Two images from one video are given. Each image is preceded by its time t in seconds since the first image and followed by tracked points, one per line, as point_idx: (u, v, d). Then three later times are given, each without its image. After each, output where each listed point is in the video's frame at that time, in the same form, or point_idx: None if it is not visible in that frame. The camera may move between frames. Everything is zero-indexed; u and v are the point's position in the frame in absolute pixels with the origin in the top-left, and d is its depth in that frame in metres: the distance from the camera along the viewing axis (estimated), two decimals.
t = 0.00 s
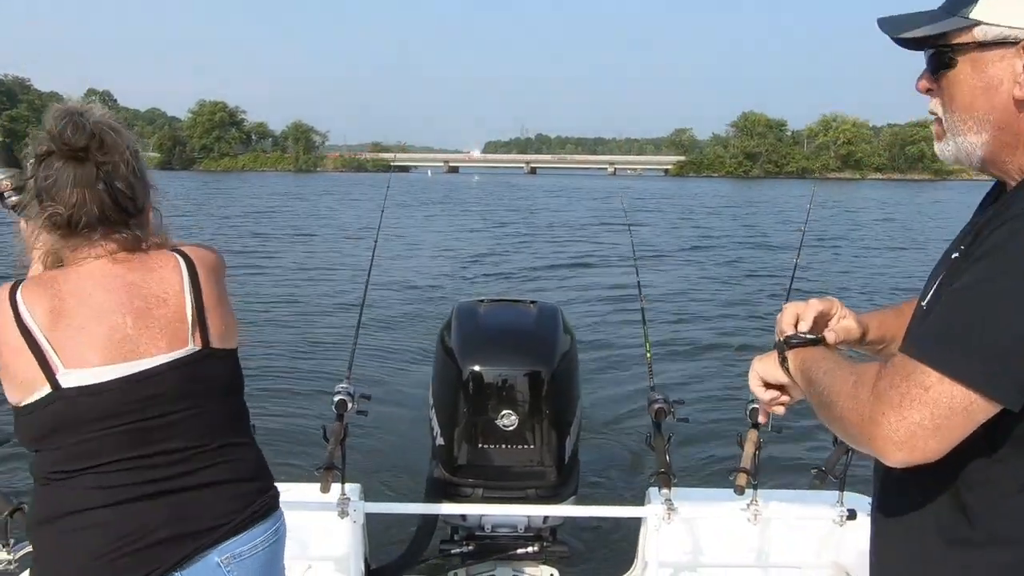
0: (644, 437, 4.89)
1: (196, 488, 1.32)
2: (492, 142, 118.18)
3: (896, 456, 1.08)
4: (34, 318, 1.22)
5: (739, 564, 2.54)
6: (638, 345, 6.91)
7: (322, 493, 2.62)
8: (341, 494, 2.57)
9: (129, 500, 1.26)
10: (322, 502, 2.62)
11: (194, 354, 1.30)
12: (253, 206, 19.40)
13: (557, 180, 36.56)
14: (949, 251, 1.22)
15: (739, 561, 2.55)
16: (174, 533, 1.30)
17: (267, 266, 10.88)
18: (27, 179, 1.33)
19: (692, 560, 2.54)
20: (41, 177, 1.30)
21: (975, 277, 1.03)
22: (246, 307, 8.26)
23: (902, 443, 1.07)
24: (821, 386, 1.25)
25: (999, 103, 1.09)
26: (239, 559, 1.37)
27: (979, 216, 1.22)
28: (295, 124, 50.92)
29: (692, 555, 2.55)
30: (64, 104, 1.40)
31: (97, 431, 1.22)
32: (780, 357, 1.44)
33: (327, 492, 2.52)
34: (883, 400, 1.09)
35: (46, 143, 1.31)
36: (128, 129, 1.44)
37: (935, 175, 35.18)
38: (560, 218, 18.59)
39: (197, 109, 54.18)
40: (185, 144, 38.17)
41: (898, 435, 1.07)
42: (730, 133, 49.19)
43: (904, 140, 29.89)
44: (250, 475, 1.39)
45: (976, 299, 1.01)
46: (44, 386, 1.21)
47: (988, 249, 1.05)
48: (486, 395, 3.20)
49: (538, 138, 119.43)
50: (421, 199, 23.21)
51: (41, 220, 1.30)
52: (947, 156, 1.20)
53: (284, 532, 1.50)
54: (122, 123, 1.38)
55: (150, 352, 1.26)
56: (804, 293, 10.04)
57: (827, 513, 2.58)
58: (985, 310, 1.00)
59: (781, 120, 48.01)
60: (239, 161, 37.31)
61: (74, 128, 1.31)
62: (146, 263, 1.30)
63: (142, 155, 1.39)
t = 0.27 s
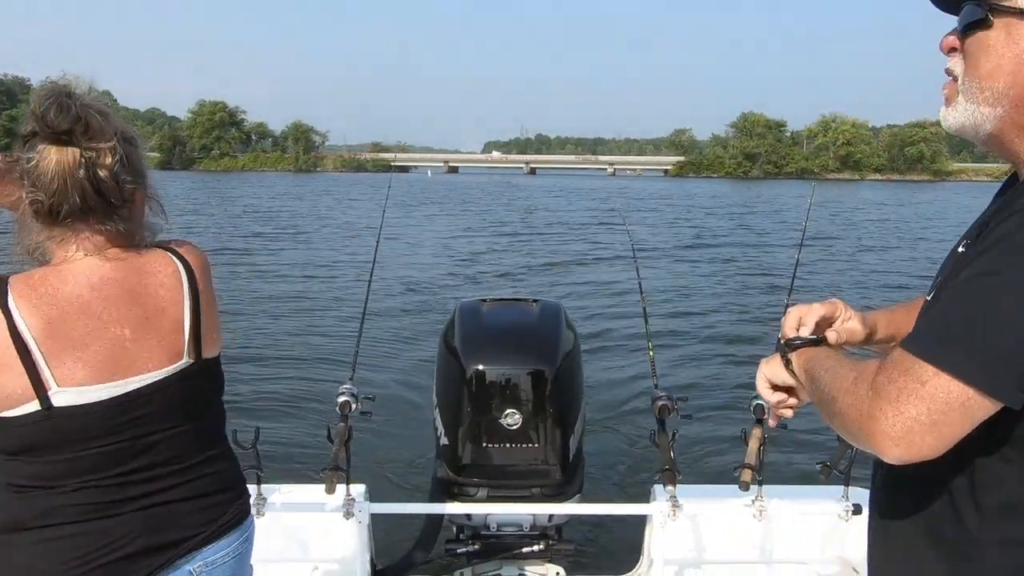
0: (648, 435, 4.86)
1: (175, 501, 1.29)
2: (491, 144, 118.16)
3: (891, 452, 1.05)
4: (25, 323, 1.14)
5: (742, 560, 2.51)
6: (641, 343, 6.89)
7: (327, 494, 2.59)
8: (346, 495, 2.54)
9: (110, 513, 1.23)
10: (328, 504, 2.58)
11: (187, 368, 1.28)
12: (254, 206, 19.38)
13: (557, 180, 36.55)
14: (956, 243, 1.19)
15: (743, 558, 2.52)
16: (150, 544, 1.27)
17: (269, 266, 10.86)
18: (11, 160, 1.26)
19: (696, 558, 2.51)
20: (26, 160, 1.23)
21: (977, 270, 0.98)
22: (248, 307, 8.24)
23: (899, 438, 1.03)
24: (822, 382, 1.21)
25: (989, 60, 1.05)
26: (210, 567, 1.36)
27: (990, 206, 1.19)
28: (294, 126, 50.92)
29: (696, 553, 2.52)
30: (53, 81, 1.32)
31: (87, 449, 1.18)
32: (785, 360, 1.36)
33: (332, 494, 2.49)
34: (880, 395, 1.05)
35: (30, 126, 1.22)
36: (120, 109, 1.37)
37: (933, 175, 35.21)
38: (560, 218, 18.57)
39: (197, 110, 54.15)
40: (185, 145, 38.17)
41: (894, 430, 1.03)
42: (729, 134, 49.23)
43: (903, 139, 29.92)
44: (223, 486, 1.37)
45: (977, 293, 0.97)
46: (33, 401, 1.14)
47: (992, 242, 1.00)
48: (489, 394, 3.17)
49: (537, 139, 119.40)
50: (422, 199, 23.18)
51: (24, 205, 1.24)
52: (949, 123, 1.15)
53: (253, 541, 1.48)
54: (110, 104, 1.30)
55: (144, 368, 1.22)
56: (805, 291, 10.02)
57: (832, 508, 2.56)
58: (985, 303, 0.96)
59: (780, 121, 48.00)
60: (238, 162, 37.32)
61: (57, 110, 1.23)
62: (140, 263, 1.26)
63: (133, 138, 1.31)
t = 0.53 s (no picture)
0: (648, 435, 4.86)
1: (159, 505, 1.29)
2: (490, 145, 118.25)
3: (912, 458, 1.03)
4: (31, 337, 1.10)
5: (743, 560, 2.52)
6: (641, 343, 6.90)
7: (328, 495, 2.59)
8: (347, 495, 2.54)
9: (98, 521, 1.20)
10: (329, 504, 2.59)
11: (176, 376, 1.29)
12: (254, 206, 19.40)
13: (556, 181, 36.57)
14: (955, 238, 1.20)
15: (743, 558, 2.53)
16: (134, 550, 1.25)
17: (269, 266, 10.88)
18: None
19: (697, 558, 2.52)
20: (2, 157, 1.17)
21: (979, 268, 0.98)
22: (249, 307, 8.26)
23: (919, 444, 1.02)
24: (840, 393, 1.21)
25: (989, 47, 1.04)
26: (192, 567, 1.36)
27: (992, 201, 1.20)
28: (294, 125, 50.95)
29: (697, 553, 2.52)
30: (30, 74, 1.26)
31: (83, 458, 1.16)
32: (798, 371, 1.37)
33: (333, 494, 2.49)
34: (897, 403, 1.05)
35: (7, 120, 1.17)
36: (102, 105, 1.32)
37: (932, 177, 35.26)
38: (560, 218, 18.59)
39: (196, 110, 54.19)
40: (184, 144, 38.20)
41: (915, 436, 1.02)
42: (728, 135, 49.28)
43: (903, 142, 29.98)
44: (198, 489, 1.38)
45: (980, 291, 0.97)
46: (35, 418, 1.10)
47: (988, 241, 1.00)
48: (490, 394, 3.17)
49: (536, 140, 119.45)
50: (422, 199, 23.20)
51: None
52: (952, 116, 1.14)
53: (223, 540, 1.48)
54: (91, 99, 1.25)
55: (141, 378, 1.23)
56: (805, 292, 10.04)
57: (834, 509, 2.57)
58: (987, 300, 0.96)
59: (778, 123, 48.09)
60: (238, 161, 37.34)
61: (38, 105, 1.17)
62: (130, 269, 1.24)
63: (118, 137, 1.27)
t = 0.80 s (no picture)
0: (648, 436, 4.87)
1: (144, 502, 1.30)
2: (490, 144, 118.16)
3: (893, 453, 1.05)
4: (31, 332, 1.09)
5: (742, 563, 2.52)
6: (641, 345, 6.90)
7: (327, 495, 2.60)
8: (346, 495, 2.55)
9: (84, 521, 1.20)
10: (327, 504, 2.59)
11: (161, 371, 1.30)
12: (254, 205, 19.36)
13: (556, 181, 36.50)
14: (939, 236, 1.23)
15: (740, 560, 2.53)
16: (119, 548, 1.26)
17: (269, 266, 10.87)
18: None
19: (695, 560, 2.53)
20: None
21: (962, 265, 1.01)
22: (249, 307, 8.25)
23: (901, 438, 1.04)
24: (829, 388, 1.22)
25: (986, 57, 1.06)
26: (178, 563, 1.37)
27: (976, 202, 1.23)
28: (294, 124, 50.91)
29: (695, 555, 2.53)
30: None
31: (72, 459, 1.16)
32: (794, 371, 1.37)
33: (332, 494, 2.50)
34: (880, 398, 1.07)
35: None
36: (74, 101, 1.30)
37: (932, 178, 35.19)
38: (559, 219, 18.59)
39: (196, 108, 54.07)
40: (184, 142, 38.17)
41: (896, 430, 1.04)
42: (728, 136, 49.28)
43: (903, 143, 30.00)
44: (179, 483, 1.39)
45: (963, 287, 0.99)
46: (35, 418, 1.10)
47: (973, 239, 1.03)
48: (490, 395, 3.17)
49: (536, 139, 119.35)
50: (422, 199, 23.17)
51: None
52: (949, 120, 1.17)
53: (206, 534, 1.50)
54: (61, 95, 1.24)
55: (132, 374, 1.23)
56: (804, 293, 10.04)
57: (832, 512, 2.57)
58: (968, 297, 0.98)
59: (779, 123, 48.02)
60: (238, 160, 37.30)
61: (11, 103, 1.15)
62: (113, 267, 1.24)
63: (95, 133, 1.26)
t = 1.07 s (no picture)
0: (645, 439, 4.87)
1: (128, 504, 1.27)
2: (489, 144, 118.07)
3: (881, 463, 1.08)
4: None
5: (738, 566, 2.53)
6: (639, 346, 6.91)
7: (325, 495, 2.61)
8: (343, 496, 2.55)
9: (63, 522, 1.18)
10: (324, 504, 2.60)
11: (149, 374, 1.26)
12: (253, 205, 19.36)
13: (555, 181, 36.50)
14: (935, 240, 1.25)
15: (737, 563, 2.54)
16: (101, 551, 1.23)
17: (268, 265, 10.87)
18: None
19: (692, 562, 2.53)
20: None
21: (932, 274, 1.03)
22: (249, 306, 8.25)
23: (888, 449, 1.06)
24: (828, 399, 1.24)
25: (969, 96, 1.13)
26: (163, 567, 1.34)
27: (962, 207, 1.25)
28: (295, 125, 50.98)
29: (692, 559, 2.53)
30: None
31: (47, 458, 1.13)
32: (805, 389, 1.38)
33: (329, 495, 2.51)
34: (865, 411, 1.10)
35: None
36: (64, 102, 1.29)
37: (931, 180, 35.22)
38: (557, 219, 18.62)
39: (196, 107, 54.04)
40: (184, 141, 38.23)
41: (882, 441, 1.07)
42: (726, 136, 49.34)
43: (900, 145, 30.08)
44: (170, 486, 1.36)
45: (934, 298, 1.01)
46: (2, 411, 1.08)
47: (943, 248, 1.05)
48: (487, 396, 3.18)
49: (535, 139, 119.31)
50: (421, 199, 23.17)
51: None
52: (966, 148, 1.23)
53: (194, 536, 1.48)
54: (53, 94, 1.23)
55: (112, 374, 1.19)
56: (802, 295, 10.06)
57: (828, 517, 2.58)
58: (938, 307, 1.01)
59: (778, 124, 48.04)
60: (237, 159, 37.35)
61: None
62: (99, 267, 1.21)
63: (86, 133, 1.24)
